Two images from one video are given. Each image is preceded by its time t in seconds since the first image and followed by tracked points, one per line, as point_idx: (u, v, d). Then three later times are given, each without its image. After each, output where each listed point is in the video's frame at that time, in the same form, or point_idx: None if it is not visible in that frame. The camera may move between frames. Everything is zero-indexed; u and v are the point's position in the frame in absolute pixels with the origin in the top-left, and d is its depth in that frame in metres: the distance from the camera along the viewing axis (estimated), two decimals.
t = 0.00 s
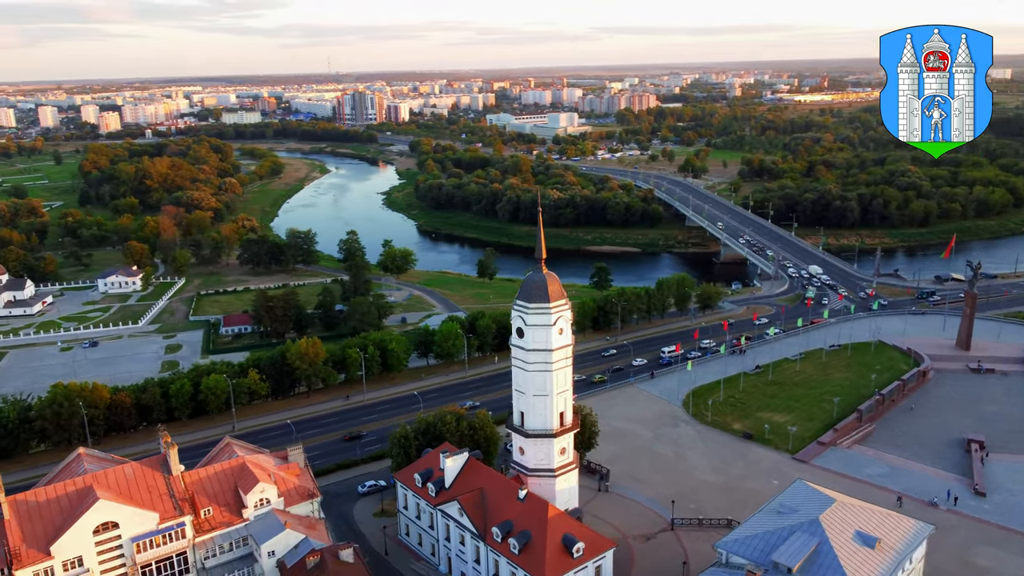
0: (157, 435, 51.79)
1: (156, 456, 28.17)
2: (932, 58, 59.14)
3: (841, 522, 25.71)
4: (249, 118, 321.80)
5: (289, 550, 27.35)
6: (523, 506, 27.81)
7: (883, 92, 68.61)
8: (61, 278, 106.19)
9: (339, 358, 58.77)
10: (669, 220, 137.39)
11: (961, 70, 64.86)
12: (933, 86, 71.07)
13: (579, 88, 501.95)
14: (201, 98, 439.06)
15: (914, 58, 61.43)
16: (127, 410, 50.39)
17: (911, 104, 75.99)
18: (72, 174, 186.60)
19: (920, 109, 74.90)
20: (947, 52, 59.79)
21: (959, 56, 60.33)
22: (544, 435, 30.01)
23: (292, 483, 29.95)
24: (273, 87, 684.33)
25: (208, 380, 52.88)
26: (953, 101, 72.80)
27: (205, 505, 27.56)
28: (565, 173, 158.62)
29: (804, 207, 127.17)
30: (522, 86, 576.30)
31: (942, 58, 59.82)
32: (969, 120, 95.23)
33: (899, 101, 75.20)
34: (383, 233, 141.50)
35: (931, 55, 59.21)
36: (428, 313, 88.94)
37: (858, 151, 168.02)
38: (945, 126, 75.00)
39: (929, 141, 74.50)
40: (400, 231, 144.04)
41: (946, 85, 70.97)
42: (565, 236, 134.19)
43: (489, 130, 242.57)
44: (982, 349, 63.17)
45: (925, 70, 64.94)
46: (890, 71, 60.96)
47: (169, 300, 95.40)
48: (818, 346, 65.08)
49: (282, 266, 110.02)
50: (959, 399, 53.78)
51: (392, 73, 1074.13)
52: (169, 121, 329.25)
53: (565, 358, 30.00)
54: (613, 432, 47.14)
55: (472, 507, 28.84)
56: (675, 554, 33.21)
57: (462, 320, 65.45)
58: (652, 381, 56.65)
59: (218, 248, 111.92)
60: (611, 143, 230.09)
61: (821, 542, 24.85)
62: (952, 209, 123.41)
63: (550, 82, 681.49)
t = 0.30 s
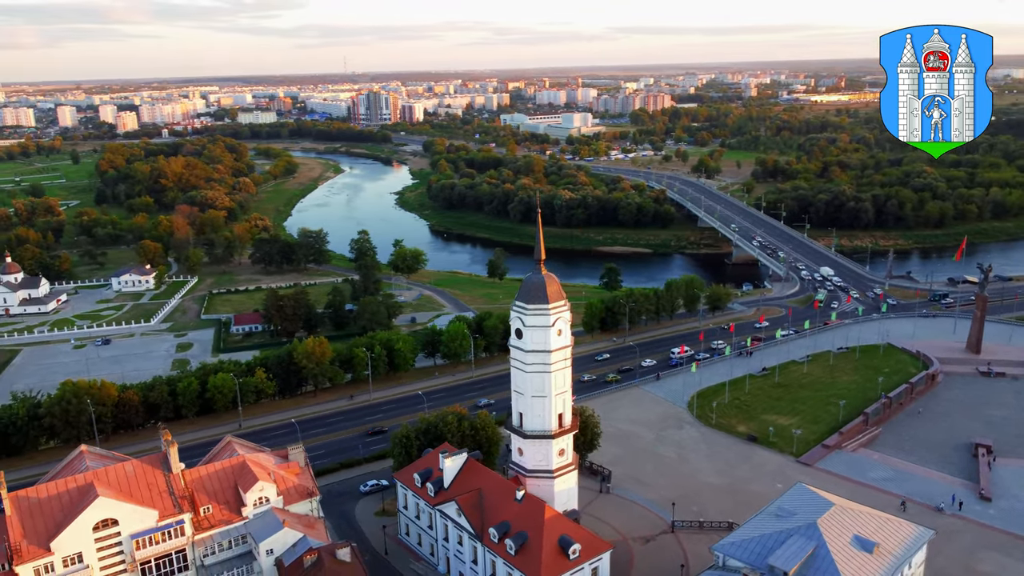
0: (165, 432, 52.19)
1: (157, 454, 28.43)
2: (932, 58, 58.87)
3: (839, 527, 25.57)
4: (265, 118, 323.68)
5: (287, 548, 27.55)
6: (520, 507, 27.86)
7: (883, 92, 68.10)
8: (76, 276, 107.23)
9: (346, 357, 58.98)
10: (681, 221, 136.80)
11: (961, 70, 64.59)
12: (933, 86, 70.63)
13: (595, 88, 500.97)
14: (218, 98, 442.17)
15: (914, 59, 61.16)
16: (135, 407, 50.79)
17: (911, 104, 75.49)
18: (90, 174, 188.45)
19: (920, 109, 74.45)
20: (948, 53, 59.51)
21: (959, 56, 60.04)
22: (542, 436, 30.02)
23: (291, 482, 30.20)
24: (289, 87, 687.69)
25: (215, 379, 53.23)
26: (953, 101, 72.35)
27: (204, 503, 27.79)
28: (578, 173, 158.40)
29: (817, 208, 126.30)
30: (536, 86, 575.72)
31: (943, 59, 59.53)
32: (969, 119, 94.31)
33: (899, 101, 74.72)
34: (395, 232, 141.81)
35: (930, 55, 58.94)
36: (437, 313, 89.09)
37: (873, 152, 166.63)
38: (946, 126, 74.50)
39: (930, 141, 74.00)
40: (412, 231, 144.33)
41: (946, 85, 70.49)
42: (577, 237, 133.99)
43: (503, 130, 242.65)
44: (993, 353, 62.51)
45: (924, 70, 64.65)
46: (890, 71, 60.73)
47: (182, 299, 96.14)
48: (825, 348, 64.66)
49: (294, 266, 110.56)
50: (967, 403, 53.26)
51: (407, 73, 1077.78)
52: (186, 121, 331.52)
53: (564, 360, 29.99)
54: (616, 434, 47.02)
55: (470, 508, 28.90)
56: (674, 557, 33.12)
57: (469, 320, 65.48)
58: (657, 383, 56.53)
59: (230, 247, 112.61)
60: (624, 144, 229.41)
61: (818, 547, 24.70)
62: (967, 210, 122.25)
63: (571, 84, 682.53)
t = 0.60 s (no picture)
0: (172, 430, 52.55)
1: (157, 451, 28.66)
2: (932, 58, 58.74)
3: (837, 530, 25.46)
4: (280, 118, 325.49)
5: (285, 547, 27.75)
6: (518, 507, 27.88)
7: (882, 92, 67.84)
8: (90, 274, 108.31)
9: (353, 357, 59.13)
10: (693, 222, 136.27)
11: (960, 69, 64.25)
12: (933, 86, 70.16)
13: (609, 88, 499.96)
14: (234, 98, 445.25)
15: (914, 58, 60.99)
16: (142, 405, 51.18)
17: (912, 104, 75.12)
18: (106, 173, 190.23)
19: (920, 109, 73.97)
20: (947, 52, 59.37)
21: (959, 56, 59.96)
22: (540, 437, 30.01)
23: (291, 480, 30.43)
24: (304, 87, 690.91)
25: (222, 377, 53.58)
26: (954, 100, 71.92)
27: (204, 500, 28.02)
28: (590, 173, 158.22)
29: (831, 208, 125.37)
30: (551, 85, 575.01)
31: (942, 58, 59.35)
32: (968, 120, 93.38)
33: (899, 101, 74.41)
34: (407, 232, 142.14)
35: (931, 55, 58.80)
36: (447, 313, 89.20)
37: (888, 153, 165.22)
38: (946, 126, 74.09)
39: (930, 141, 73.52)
40: (424, 231, 144.64)
41: (946, 86, 70.05)
42: (588, 237, 133.75)
43: (516, 130, 242.58)
44: (1003, 356, 61.91)
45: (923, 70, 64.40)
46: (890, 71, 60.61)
47: (194, 298, 96.86)
48: (833, 350, 64.26)
49: (305, 265, 111.05)
50: (975, 407, 52.78)
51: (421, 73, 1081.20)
52: (202, 121, 333.81)
53: (563, 361, 29.99)
54: (620, 435, 46.94)
55: (467, 508, 28.95)
56: (674, 559, 33.05)
57: (475, 320, 65.48)
58: (663, 384, 56.37)
59: (243, 246, 113.33)
60: (638, 144, 228.77)
61: (814, 550, 24.63)
62: (983, 212, 121.15)
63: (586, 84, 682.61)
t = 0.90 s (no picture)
0: (179, 428, 52.94)
1: (157, 449, 28.91)
2: (932, 58, 58.33)
3: (834, 535, 25.33)
4: (295, 118, 327.31)
5: (283, 545, 27.93)
6: (515, 509, 27.90)
7: (881, 93, 67.28)
8: (104, 273, 109.38)
9: (359, 356, 59.29)
10: (705, 222, 135.73)
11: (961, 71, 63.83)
12: (933, 86, 69.59)
13: (625, 88, 498.73)
14: (250, 98, 448.00)
15: (915, 58, 60.55)
16: (149, 403, 51.59)
17: (911, 104, 74.48)
18: (123, 172, 191.95)
19: (920, 109, 73.32)
20: (948, 53, 58.89)
21: (959, 57, 59.52)
22: (539, 438, 30.03)
23: (290, 479, 30.63)
24: (320, 88, 694.09)
25: (229, 376, 53.94)
26: (954, 100, 71.26)
27: (203, 498, 28.23)
28: (602, 173, 157.91)
29: (844, 210, 124.38)
30: (569, 85, 573.95)
31: (942, 59, 58.87)
32: (968, 120, 92.51)
33: (899, 101, 73.79)
34: (419, 232, 142.45)
35: (931, 55, 58.41)
36: (456, 313, 89.36)
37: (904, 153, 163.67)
38: (945, 126, 73.44)
39: (930, 141, 72.81)
40: (436, 231, 144.85)
41: (946, 85, 69.40)
42: (600, 238, 133.51)
43: (530, 131, 242.50)
44: (1014, 359, 61.22)
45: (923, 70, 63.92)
46: (890, 71, 60.38)
47: (206, 297, 97.58)
48: (841, 353, 63.79)
49: (316, 265, 111.54)
50: (984, 411, 52.22)
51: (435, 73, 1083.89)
52: (218, 121, 335.82)
53: (561, 362, 29.99)
54: (623, 436, 46.88)
55: (465, 509, 29.00)
56: (674, 562, 32.93)
57: (482, 320, 65.49)
58: (668, 386, 56.18)
59: (255, 246, 114.06)
60: (651, 144, 228.16)
61: (811, 555, 24.50)
62: (999, 214, 119.90)
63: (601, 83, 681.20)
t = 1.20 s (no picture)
0: (186, 426, 53.30)
1: (158, 447, 29.13)
2: (932, 58, 57.81)
3: (832, 539, 25.21)
4: (310, 118, 328.91)
5: (282, 544, 28.12)
6: (512, 510, 27.93)
7: (881, 94, 66.77)
8: (117, 272, 110.37)
9: (366, 356, 59.47)
10: (717, 224, 135.10)
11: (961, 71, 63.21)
12: (933, 86, 68.94)
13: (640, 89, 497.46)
14: (266, 98, 451.02)
15: (915, 58, 60.01)
16: (157, 401, 51.93)
17: (911, 104, 73.94)
18: (139, 172, 193.47)
19: (920, 109, 72.73)
20: (948, 53, 58.40)
21: (959, 56, 59.03)
22: (538, 439, 30.07)
23: (290, 478, 30.82)
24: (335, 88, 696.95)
25: (236, 375, 54.25)
26: (954, 100, 70.65)
27: (203, 496, 28.47)
28: (614, 174, 157.58)
29: (858, 211, 123.40)
30: (584, 85, 573.11)
31: (942, 58, 58.41)
32: (968, 120, 91.66)
33: (899, 101, 73.26)
34: (430, 233, 142.77)
35: (931, 55, 57.90)
36: (465, 314, 89.44)
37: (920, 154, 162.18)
38: (946, 126, 72.93)
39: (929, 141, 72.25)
40: (448, 232, 145.08)
41: (946, 85, 68.80)
42: (611, 239, 133.20)
43: (543, 132, 242.36)
44: None
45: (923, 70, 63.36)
46: (889, 71, 59.98)
47: (217, 296, 98.26)
48: (849, 356, 63.34)
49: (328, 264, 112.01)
50: (993, 415, 51.68)
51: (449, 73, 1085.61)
52: (234, 121, 337.98)
53: (560, 363, 30.00)
54: (626, 438, 46.80)
55: (463, 509, 29.09)
56: (673, 564, 32.87)
57: (490, 321, 65.49)
58: (673, 388, 56.00)
59: (267, 245, 114.65)
60: (665, 145, 227.45)
61: (807, 558, 24.43)
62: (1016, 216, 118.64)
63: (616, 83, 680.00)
